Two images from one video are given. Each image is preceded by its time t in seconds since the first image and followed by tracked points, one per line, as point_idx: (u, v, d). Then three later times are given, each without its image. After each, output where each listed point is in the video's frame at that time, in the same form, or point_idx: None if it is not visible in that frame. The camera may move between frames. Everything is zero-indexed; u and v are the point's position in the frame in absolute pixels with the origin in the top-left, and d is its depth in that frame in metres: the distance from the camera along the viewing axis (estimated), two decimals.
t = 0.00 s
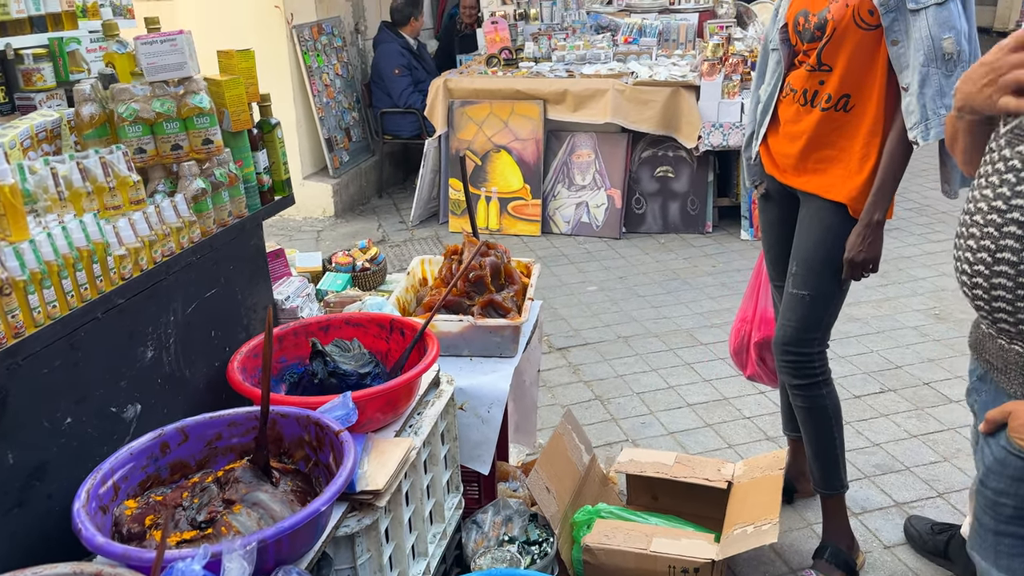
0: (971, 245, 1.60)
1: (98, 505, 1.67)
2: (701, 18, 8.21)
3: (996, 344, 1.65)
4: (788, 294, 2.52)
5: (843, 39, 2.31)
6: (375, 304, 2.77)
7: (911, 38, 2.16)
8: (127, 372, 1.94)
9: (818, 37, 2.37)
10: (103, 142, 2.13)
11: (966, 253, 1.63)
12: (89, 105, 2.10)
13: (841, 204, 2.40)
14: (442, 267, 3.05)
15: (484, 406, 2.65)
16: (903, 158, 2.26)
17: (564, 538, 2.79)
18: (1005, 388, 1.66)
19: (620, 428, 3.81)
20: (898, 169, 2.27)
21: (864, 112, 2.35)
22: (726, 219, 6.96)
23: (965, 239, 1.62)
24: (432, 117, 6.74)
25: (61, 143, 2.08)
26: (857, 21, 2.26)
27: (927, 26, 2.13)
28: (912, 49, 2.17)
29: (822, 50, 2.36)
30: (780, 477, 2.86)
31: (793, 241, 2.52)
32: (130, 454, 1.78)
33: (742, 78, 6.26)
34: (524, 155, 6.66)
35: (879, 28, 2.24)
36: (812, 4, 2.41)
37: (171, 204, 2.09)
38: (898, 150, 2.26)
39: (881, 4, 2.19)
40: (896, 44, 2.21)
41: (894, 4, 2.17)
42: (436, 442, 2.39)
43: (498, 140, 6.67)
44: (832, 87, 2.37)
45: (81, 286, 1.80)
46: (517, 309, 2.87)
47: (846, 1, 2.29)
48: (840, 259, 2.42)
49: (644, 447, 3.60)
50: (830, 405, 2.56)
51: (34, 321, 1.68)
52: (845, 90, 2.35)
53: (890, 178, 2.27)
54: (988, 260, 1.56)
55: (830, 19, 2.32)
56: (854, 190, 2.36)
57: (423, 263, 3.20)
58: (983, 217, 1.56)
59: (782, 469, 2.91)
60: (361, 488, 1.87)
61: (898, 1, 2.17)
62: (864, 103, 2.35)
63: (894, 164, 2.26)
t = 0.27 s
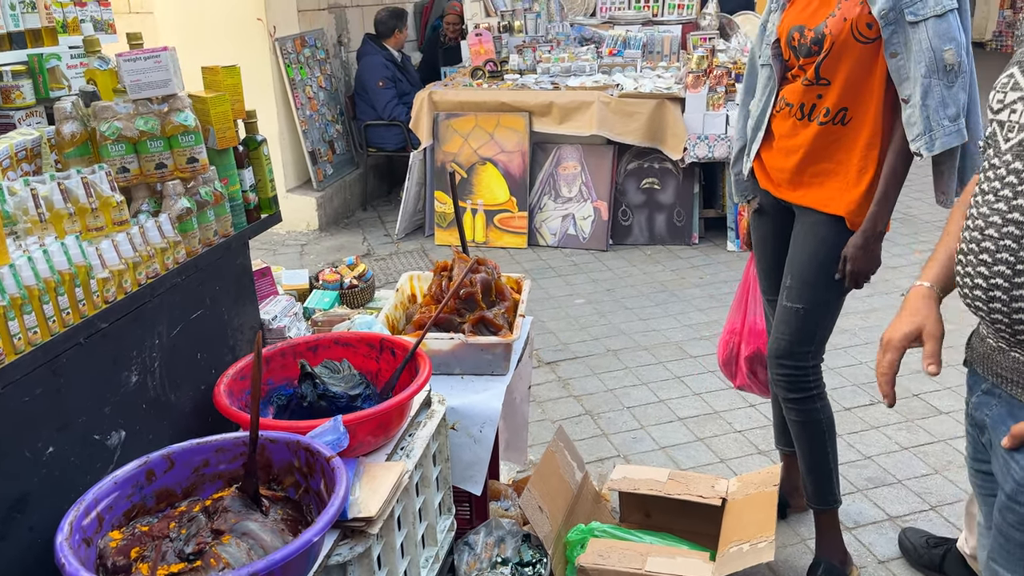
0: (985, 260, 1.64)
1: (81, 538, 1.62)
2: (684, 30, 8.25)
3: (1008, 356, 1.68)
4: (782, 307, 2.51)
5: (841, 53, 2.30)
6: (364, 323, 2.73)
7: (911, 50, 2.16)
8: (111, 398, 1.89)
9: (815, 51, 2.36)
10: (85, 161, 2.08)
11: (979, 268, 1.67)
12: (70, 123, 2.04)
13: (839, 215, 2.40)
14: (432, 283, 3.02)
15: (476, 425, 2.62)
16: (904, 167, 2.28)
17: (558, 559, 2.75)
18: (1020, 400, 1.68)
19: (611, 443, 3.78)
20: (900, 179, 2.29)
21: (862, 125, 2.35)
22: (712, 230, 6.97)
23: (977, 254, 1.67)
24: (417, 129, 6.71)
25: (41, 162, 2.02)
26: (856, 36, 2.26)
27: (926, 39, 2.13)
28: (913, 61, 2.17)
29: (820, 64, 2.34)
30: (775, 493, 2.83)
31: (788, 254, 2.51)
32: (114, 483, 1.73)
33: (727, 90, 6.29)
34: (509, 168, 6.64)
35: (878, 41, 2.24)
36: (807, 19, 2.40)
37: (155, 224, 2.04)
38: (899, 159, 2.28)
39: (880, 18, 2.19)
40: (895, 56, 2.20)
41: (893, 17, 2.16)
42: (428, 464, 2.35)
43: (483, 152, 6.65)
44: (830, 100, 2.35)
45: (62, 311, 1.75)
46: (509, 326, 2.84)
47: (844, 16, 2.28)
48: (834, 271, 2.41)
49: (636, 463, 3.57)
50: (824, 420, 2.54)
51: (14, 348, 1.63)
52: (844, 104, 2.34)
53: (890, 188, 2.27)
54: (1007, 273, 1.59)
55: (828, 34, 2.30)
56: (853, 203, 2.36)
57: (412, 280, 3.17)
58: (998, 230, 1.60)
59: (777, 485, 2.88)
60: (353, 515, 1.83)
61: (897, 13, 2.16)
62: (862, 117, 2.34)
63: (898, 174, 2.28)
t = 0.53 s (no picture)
0: (983, 260, 1.62)
1: (69, 560, 1.57)
2: (672, 38, 8.28)
3: (1005, 360, 1.66)
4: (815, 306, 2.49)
5: (845, 59, 2.32)
6: (357, 334, 2.70)
7: (915, 46, 2.20)
8: (99, 414, 1.85)
9: (817, 61, 2.38)
10: (71, 171, 2.04)
11: (976, 269, 1.66)
12: (56, 133, 2.00)
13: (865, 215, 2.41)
14: (425, 294, 2.99)
15: (471, 438, 2.59)
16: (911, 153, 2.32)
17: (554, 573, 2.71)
18: (1019, 404, 1.65)
19: (605, 453, 3.75)
20: (901, 167, 2.32)
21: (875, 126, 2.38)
22: (702, 237, 6.98)
23: (974, 255, 1.65)
24: (406, 137, 6.68)
25: (26, 172, 1.98)
26: (857, 40, 2.29)
27: (929, 34, 2.19)
28: (920, 57, 2.20)
29: (825, 73, 2.36)
30: (772, 503, 2.81)
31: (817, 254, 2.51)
32: (103, 502, 1.68)
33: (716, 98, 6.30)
34: (499, 176, 6.62)
35: (879, 42, 2.28)
36: (800, 31, 2.41)
37: (144, 236, 2.01)
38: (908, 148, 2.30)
39: (880, 19, 2.23)
40: (898, 54, 2.23)
41: (893, 17, 2.21)
42: (423, 478, 2.31)
43: (473, 160, 6.63)
44: (840, 107, 2.37)
45: (48, 326, 1.71)
46: (503, 336, 2.81)
47: (842, 23, 2.30)
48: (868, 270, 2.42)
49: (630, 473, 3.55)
50: (848, 425, 2.54)
51: None
52: (854, 108, 2.36)
53: (886, 176, 2.29)
54: (1003, 272, 1.57)
55: (828, 43, 2.32)
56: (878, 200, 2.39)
57: (404, 290, 3.14)
58: (994, 230, 1.58)
59: (773, 495, 2.86)
60: (348, 533, 1.79)
61: (895, 13, 2.21)
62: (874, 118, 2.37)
63: (902, 161, 2.29)
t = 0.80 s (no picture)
0: (984, 265, 1.63)
1: (72, 566, 1.57)
2: (669, 45, 8.31)
3: (1006, 367, 1.67)
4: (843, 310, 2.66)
5: (869, 60, 2.43)
6: (359, 340, 2.70)
7: (932, 46, 2.35)
8: (102, 420, 1.85)
9: (840, 62, 2.48)
10: (75, 177, 2.04)
11: (978, 273, 1.66)
12: (60, 139, 2.01)
13: (878, 214, 2.57)
14: (426, 299, 3.00)
15: (472, 444, 2.59)
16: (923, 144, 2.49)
17: None
18: (1019, 412, 1.65)
19: (605, 459, 3.75)
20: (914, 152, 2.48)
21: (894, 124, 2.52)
22: (700, 243, 7.00)
23: (976, 260, 1.66)
24: (405, 143, 6.69)
25: (30, 178, 1.98)
26: (881, 41, 2.41)
27: (945, 33, 2.34)
28: (937, 57, 2.35)
29: (849, 74, 2.46)
30: (773, 509, 2.81)
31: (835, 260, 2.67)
32: (105, 509, 1.68)
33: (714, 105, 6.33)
34: (498, 181, 6.63)
35: (899, 43, 2.41)
36: (822, 33, 2.50)
37: (148, 241, 2.01)
38: (916, 139, 2.44)
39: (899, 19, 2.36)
40: (914, 54, 2.37)
41: (912, 16, 2.34)
42: (425, 484, 2.31)
43: (472, 166, 6.64)
44: (863, 107, 2.49)
45: (53, 332, 1.71)
46: (504, 342, 2.82)
47: (865, 24, 2.41)
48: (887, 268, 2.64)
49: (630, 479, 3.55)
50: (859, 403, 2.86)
51: (4, 369, 1.59)
52: (876, 108, 2.49)
53: (888, 164, 2.44)
54: (1004, 277, 1.58)
55: (853, 43, 2.43)
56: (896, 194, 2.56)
57: (406, 296, 3.14)
58: (996, 235, 1.59)
59: (774, 501, 2.86)
60: (352, 539, 1.79)
61: (914, 13, 2.34)
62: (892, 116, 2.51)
63: (913, 148, 2.45)
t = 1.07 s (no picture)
0: (1007, 269, 1.62)
1: (92, 558, 1.59)
2: (685, 48, 8.31)
3: None
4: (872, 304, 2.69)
5: (908, 54, 2.44)
6: (375, 339, 2.72)
7: (972, 44, 2.36)
8: (122, 414, 1.88)
9: (878, 55, 2.47)
10: (97, 174, 2.06)
11: (1000, 277, 1.65)
12: (83, 136, 2.04)
13: (908, 211, 2.60)
14: (441, 299, 3.01)
15: (486, 443, 2.60)
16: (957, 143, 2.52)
17: None
18: None
19: (618, 461, 3.75)
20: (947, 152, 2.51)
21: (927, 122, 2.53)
22: (714, 246, 6.98)
23: (998, 263, 1.65)
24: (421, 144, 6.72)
25: (53, 175, 2.01)
26: (921, 35, 2.41)
27: (986, 31, 2.36)
28: (975, 55, 2.36)
29: (888, 67, 2.46)
30: (787, 512, 2.80)
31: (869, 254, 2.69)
32: (125, 501, 1.70)
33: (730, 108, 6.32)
34: (512, 183, 6.64)
35: (939, 38, 2.42)
36: (863, 23, 2.49)
37: (168, 238, 2.03)
38: (950, 137, 2.47)
39: (941, 14, 2.37)
40: (953, 52, 2.39)
41: (953, 13, 2.36)
42: (439, 482, 2.32)
43: (486, 168, 6.65)
44: (900, 103, 2.49)
45: (75, 327, 1.73)
46: (518, 342, 2.83)
47: (907, 17, 2.42)
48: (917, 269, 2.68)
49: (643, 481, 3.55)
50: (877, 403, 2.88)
51: (27, 363, 1.62)
52: (912, 103, 2.49)
53: (919, 158, 2.47)
54: None
55: (894, 35, 2.42)
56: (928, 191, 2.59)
57: (421, 296, 3.16)
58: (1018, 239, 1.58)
59: (788, 505, 2.85)
60: (367, 535, 1.80)
61: (955, 10, 2.36)
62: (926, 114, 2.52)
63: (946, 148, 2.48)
